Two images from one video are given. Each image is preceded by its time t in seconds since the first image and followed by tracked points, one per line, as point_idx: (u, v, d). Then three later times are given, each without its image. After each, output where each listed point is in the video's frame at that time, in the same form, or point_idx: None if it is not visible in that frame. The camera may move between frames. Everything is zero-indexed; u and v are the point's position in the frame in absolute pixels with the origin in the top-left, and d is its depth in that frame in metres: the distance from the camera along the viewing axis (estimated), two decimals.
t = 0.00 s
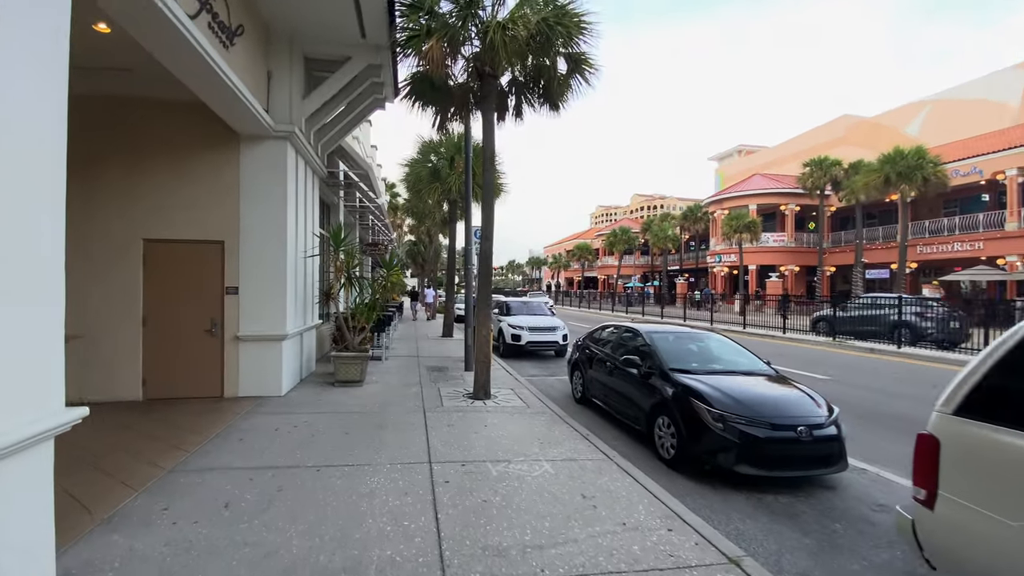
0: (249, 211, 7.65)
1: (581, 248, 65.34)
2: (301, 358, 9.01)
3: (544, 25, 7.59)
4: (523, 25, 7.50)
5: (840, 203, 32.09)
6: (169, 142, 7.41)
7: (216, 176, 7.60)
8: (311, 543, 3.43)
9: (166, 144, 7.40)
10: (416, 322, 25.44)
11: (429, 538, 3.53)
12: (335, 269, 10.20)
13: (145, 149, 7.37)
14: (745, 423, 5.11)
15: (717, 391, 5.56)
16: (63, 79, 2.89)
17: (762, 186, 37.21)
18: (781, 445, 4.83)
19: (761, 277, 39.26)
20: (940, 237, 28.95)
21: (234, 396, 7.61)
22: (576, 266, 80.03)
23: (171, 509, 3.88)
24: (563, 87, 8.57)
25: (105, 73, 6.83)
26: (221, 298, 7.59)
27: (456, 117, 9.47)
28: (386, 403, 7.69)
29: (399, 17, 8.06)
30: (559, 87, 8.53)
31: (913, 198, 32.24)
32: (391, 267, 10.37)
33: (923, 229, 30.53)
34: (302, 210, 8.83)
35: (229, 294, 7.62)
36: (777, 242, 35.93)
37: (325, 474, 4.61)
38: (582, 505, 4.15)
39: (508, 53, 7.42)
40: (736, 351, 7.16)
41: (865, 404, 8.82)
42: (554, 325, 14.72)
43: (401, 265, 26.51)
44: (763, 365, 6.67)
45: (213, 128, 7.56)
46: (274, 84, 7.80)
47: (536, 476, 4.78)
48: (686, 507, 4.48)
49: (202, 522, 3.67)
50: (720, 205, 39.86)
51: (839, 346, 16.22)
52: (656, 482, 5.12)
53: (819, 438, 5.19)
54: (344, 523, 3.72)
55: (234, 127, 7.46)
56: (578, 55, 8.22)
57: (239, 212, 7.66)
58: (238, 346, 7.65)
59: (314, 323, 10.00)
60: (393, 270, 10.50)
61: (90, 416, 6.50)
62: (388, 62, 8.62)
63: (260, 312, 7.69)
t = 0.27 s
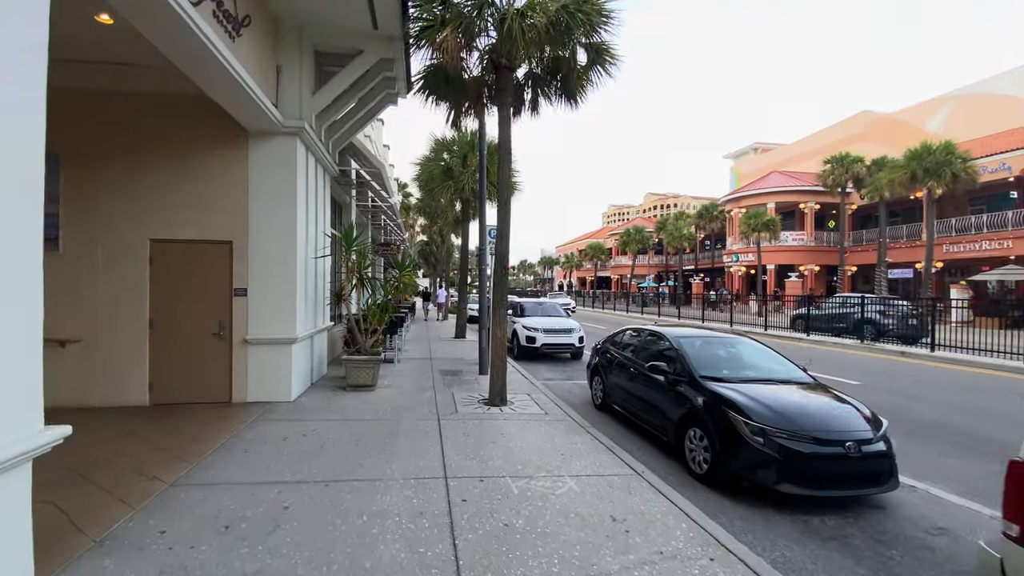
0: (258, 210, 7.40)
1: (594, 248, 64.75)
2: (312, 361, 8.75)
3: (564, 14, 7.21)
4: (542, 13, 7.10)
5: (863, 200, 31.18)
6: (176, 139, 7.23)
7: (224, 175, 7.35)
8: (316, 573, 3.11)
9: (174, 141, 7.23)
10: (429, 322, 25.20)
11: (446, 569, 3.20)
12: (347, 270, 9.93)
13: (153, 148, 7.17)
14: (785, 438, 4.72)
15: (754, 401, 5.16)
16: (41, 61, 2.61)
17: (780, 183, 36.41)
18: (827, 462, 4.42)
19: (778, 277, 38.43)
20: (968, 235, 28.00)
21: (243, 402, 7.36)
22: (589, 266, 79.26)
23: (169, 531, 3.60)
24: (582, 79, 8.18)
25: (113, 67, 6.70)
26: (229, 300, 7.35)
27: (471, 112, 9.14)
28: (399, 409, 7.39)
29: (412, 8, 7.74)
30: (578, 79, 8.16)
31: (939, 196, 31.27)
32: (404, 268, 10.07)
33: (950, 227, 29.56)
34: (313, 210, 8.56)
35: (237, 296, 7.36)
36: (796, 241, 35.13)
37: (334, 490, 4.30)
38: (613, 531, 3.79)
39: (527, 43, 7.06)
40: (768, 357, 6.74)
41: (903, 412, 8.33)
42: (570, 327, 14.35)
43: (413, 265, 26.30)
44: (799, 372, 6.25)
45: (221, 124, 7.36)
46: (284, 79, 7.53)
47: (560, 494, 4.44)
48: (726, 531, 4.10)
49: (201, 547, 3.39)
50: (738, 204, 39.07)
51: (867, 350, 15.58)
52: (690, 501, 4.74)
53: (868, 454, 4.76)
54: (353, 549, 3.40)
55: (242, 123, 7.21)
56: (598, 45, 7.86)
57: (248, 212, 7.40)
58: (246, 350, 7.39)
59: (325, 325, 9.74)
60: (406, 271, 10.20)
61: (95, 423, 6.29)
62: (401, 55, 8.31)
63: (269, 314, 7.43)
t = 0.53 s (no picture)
0: (259, 204, 7.10)
1: (604, 247, 64.18)
2: (316, 362, 8.45)
3: None
4: None
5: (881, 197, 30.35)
6: (174, 131, 6.96)
7: (225, 167, 7.07)
8: None
9: (172, 134, 6.96)
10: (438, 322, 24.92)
11: None
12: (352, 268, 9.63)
13: (151, 140, 6.91)
14: (825, 447, 4.32)
15: (788, 407, 4.77)
16: None
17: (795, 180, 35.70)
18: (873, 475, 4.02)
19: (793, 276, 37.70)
20: (991, 233, 27.18)
21: (244, 404, 7.07)
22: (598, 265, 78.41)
23: (153, 547, 3.30)
24: (597, 66, 7.82)
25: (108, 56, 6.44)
26: (230, 297, 7.06)
27: (479, 103, 8.79)
28: (405, 411, 7.07)
29: None
30: (592, 67, 7.78)
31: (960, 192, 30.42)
32: (411, 265, 9.76)
33: (972, 224, 28.72)
34: (317, 205, 8.27)
35: (238, 294, 7.07)
36: (811, 239, 34.42)
37: (335, 502, 3.98)
38: (641, 552, 3.43)
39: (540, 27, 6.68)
40: (797, 358, 6.34)
41: (938, 417, 7.85)
42: (582, 326, 13.97)
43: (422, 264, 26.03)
44: (832, 376, 5.84)
45: (221, 115, 7.08)
46: (286, 68, 7.24)
47: (579, 507, 4.08)
48: (764, 552, 3.71)
49: (187, 568, 3.07)
50: (751, 201, 38.37)
51: (892, 351, 14.99)
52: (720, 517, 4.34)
53: (917, 466, 4.35)
54: (353, 571, 3.07)
55: (243, 114, 6.92)
56: (613, 31, 7.49)
57: (249, 207, 7.11)
58: (247, 350, 7.10)
59: (330, 324, 9.45)
60: (413, 268, 9.89)
61: (90, 425, 6.03)
62: (408, 43, 7.98)
63: (271, 313, 7.13)
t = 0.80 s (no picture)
0: (256, 201, 6.78)
1: (611, 246, 63.68)
2: (316, 366, 8.13)
3: None
4: None
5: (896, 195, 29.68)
6: (167, 125, 6.65)
7: (220, 163, 6.75)
8: None
9: (164, 128, 6.65)
10: (445, 322, 24.63)
11: None
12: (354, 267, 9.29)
13: (143, 134, 6.60)
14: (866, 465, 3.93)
15: (822, 420, 4.38)
16: None
17: (806, 178, 35.09)
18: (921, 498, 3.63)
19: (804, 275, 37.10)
20: (1010, 231, 26.50)
21: (240, 411, 6.76)
22: (605, 265, 77.85)
23: None
24: (612, 53, 7.40)
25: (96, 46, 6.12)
26: (225, 299, 6.74)
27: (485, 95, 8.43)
28: (408, 419, 6.72)
29: None
30: (605, 54, 7.37)
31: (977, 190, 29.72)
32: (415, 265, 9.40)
33: (990, 222, 28.03)
34: (318, 202, 7.94)
35: (234, 296, 6.76)
36: (824, 238, 33.82)
37: (328, 525, 3.64)
38: None
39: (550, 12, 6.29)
40: (826, 365, 5.92)
41: (972, 425, 7.41)
42: (590, 327, 13.60)
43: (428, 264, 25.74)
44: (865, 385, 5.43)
45: (216, 109, 6.77)
46: (284, 58, 6.91)
47: (596, 532, 3.70)
48: None
49: None
50: (761, 200, 37.79)
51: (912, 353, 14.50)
52: (751, 541, 3.96)
53: (968, 487, 3.94)
54: None
55: (238, 106, 6.59)
56: (629, 17, 7.09)
57: (245, 204, 6.78)
58: (243, 353, 6.78)
59: (331, 326, 9.13)
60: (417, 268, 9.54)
61: (76, 433, 5.73)
62: (410, 32, 7.62)
63: (268, 315, 6.81)
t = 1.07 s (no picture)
0: (253, 199, 6.50)
1: (617, 246, 63.26)
2: (317, 370, 7.85)
3: None
4: None
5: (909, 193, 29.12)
6: (161, 120, 6.38)
7: (215, 159, 6.47)
8: None
9: (158, 123, 6.37)
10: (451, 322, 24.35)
11: None
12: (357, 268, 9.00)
13: (136, 129, 6.34)
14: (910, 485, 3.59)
15: (859, 433, 4.03)
16: None
17: (816, 176, 34.54)
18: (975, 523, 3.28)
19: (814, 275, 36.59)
20: None
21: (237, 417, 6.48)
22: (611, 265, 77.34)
23: None
24: (625, 40, 7.02)
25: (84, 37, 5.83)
26: (221, 300, 6.46)
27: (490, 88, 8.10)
28: (412, 426, 6.42)
29: None
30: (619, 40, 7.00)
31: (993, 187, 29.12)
32: (419, 265, 9.10)
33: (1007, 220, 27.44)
34: (318, 200, 7.66)
35: (230, 297, 6.48)
36: (834, 237, 33.30)
37: (324, 549, 3.34)
38: None
39: None
40: (855, 371, 5.55)
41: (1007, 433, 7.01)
42: (599, 329, 13.26)
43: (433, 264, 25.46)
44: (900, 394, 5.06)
45: (211, 102, 6.48)
46: (282, 49, 6.62)
47: (615, 558, 3.38)
48: None
49: None
50: (770, 199, 37.28)
51: (932, 355, 14.05)
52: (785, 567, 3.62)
53: None
54: None
55: (234, 100, 6.31)
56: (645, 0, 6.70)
57: (242, 201, 6.51)
58: (240, 358, 6.50)
59: (333, 328, 8.85)
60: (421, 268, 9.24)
61: (64, 442, 5.46)
62: (413, 21, 7.31)
63: (265, 318, 6.53)
